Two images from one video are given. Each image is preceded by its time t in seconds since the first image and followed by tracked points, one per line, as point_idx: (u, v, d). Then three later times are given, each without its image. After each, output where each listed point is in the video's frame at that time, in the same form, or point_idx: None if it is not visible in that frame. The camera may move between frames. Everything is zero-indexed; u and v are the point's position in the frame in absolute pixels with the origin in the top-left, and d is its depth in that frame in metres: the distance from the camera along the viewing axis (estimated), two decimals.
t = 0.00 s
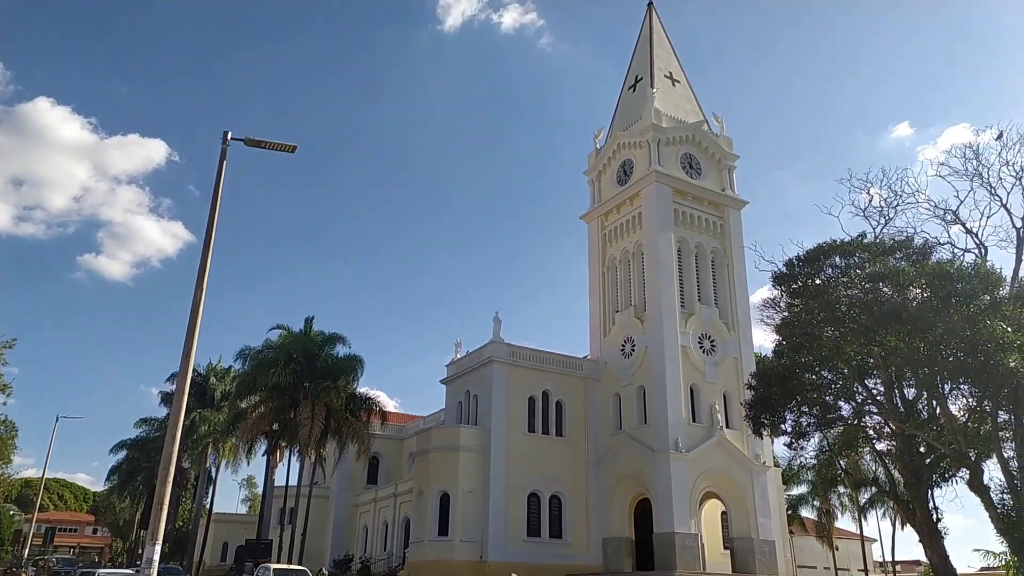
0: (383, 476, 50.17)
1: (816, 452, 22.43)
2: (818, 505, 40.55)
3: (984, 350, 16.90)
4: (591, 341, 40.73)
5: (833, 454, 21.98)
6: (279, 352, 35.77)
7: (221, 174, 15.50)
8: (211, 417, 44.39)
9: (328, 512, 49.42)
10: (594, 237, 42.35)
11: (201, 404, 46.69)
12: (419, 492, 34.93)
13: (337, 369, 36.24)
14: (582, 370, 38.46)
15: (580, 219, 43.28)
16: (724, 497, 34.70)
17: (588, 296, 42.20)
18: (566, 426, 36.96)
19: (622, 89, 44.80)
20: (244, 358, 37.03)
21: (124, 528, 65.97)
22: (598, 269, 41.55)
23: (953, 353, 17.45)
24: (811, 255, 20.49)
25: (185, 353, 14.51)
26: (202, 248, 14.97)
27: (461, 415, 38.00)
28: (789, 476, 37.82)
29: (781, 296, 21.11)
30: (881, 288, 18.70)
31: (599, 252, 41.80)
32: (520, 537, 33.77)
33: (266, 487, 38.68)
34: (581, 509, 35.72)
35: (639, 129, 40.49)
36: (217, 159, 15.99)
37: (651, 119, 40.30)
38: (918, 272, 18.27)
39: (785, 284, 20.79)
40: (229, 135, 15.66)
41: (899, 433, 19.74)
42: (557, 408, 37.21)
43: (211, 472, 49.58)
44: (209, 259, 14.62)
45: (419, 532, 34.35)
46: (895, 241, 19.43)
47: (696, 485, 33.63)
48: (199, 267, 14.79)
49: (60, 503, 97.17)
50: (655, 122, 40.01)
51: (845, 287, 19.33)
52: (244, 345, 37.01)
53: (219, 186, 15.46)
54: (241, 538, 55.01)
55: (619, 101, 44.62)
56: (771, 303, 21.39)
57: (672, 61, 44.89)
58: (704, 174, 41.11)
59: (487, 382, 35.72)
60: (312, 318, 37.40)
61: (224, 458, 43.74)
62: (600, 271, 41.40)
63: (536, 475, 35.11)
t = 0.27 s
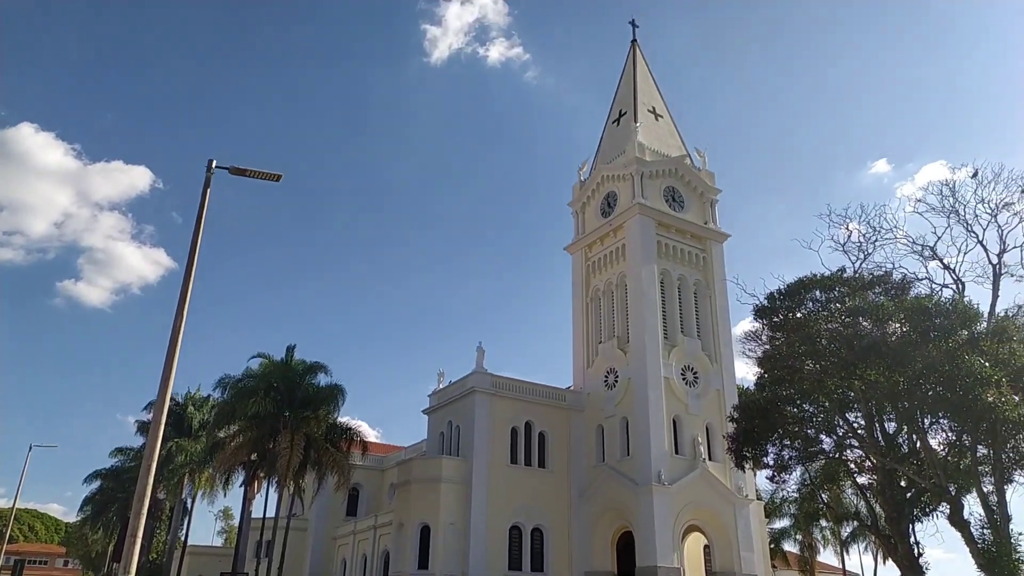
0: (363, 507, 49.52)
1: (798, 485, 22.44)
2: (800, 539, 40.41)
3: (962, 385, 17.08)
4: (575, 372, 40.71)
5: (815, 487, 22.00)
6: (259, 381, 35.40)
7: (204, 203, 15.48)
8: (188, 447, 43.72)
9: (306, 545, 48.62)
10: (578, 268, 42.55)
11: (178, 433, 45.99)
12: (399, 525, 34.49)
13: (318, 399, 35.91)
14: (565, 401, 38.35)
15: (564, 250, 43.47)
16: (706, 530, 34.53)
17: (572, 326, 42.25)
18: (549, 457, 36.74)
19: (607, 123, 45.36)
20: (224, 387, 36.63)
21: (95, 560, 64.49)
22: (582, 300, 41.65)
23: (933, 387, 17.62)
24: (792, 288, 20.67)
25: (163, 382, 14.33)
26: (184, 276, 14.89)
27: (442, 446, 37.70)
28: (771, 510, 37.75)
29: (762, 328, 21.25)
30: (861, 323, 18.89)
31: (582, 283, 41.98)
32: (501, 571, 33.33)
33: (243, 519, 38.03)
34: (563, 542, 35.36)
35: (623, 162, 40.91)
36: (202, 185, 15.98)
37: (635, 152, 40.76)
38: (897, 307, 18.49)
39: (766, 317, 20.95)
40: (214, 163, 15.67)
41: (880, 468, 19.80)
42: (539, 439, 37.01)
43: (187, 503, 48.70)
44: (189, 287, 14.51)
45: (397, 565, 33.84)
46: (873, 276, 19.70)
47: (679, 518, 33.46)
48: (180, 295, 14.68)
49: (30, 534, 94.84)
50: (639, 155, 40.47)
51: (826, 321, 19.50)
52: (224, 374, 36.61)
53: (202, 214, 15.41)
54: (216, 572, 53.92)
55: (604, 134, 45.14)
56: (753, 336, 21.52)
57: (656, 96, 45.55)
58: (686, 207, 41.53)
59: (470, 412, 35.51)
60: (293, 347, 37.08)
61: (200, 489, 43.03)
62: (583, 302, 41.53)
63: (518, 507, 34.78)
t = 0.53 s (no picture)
0: (342, 519, 49.17)
1: (777, 498, 22.58)
2: (780, 552, 40.57)
3: (939, 400, 17.32)
4: (557, 384, 40.77)
5: (794, 500, 22.17)
6: (238, 391, 35.15)
7: (184, 214, 15.48)
8: (164, 457, 43.25)
9: (283, 557, 48.17)
10: (561, 280, 42.72)
11: (155, 444, 45.50)
12: (378, 537, 34.28)
13: (298, 410, 35.72)
14: (547, 413, 38.40)
15: (548, 262, 43.63)
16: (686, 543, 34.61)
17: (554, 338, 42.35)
18: (530, 469, 36.71)
19: (590, 137, 45.69)
20: (202, 397, 36.34)
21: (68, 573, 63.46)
22: (564, 313, 41.79)
23: (910, 401, 17.87)
24: (772, 302, 20.92)
25: (139, 392, 14.26)
26: (163, 286, 14.86)
27: (423, 458, 37.58)
28: (751, 522, 37.92)
29: (743, 342, 21.47)
30: (840, 337, 19.15)
31: (565, 295, 42.13)
32: None
33: (219, 530, 37.66)
34: (543, 555, 35.27)
35: (606, 176, 41.20)
36: (182, 195, 15.98)
37: (618, 166, 41.07)
38: (875, 322, 18.77)
39: (746, 331, 21.17)
40: (195, 174, 15.70)
41: (858, 481, 20.00)
42: (521, 451, 36.99)
43: (162, 514, 48.16)
44: (168, 296, 14.46)
45: None
46: (851, 291, 20.01)
47: (659, 531, 33.53)
48: (159, 305, 14.64)
49: (3, 544, 93.16)
50: (622, 169, 40.77)
51: (805, 335, 19.74)
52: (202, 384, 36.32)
53: (182, 224, 15.41)
54: None
55: (587, 147, 45.47)
56: (734, 349, 21.72)
57: (639, 111, 45.95)
58: (669, 221, 41.86)
59: (451, 424, 35.45)
60: (274, 357, 36.85)
61: (177, 500, 42.57)
62: (566, 314, 41.68)
63: (498, 519, 34.70)
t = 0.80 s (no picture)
0: (307, 493, 49.15)
1: (737, 475, 23.10)
2: (738, 527, 41.56)
3: (896, 382, 17.86)
4: (524, 362, 41.02)
5: (754, 478, 22.72)
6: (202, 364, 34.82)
7: (146, 184, 15.24)
8: (126, 429, 42.78)
9: (247, 531, 48.09)
10: (531, 258, 42.84)
11: (116, 416, 44.94)
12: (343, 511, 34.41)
13: (264, 383, 35.50)
14: (515, 390, 38.66)
15: (518, 240, 43.69)
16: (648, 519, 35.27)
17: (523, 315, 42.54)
18: (497, 445, 37.02)
19: (563, 115, 45.63)
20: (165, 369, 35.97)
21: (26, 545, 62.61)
22: (533, 291, 41.96)
23: (868, 383, 18.38)
24: (738, 284, 21.25)
25: (99, 364, 14.11)
26: (124, 256, 14.68)
27: (390, 433, 37.68)
28: (711, 499, 38.74)
29: (708, 322, 21.82)
30: (803, 320, 19.55)
31: (534, 273, 42.27)
32: (445, 558, 33.52)
33: (181, 503, 37.49)
34: (507, 530, 35.71)
35: (578, 155, 41.25)
36: (145, 163, 15.70)
37: (590, 145, 41.13)
38: (836, 305, 19.23)
39: (712, 312, 21.50)
40: (158, 143, 15.47)
41: (815, 460, 20.55)
42: (487, 428, 37.25)
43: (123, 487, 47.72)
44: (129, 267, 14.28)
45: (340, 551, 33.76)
46: (815, 274, 20.40)
47: (623, 507, 34.12)
48: (120, 276, 14.46)
49: None
50: (593, 148, 40.87)
51: (769, 317, 20.12)
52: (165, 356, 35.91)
53: (145, 194, 15.18)
54: (153, 557, 52.97)
55: (560, 125, 45.43)
56: (699, 330, 22.05)
57: (612, 90, 45.95)
58: (639, 201, 42.12)
59: (418, 399, 35.55)
60: (239, 330, 36.48)
61: (138, 473, 42.20)
62: (535, 292, 41.86)
63: (464, 494, 35.01)
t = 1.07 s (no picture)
0: (262, 457, 48.96)
1: (690, 446, 23.65)
2: (689, 496, 42.64)
3: (846, 357, 18.42)
4: (485, 330, 41.19)
5: (705, 448, 23.29)
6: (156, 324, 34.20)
7: (99, 137, 14.77)
8: (76, 389, 42.00)
9: (200, 493, 47.81)
10: (494, 228, 42.81)
11: (66, 375, 44.04)
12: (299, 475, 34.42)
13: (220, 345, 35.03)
14: (475, 358, 38.85)
15: (482, 209, 43.61)
16: (602, 487, 35.95)
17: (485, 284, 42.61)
18: (455, 412, 37.27)
19: (531, 84, 45.39)
20: (118, 328, 35.30)
21: None
22: (496, 260, 42.02)
23: (819, 358, 18.89)
24: (697, 259, 21.58)
25: (48, 321, 13.80)
26: (75, 212, 14.29)
27: (348, 398, 37.66)
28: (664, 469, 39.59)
29: (668, 296, 22.15)
30: (759, 295, 19.96)
31: (498, 242, 42.28)
32: (400, 522, 33.83)
33: (133, 464, 37.11)
34: (463, 496, 36.12)
35: (545, 125, 41.15)
36: (98, 115, 15.19)
37: (557, 115, 41.04)
38: (792, 282, 19.65)
39: (672, 285, 21.83)
40: (111, 93, 14.91)
41: (765, 431, 21.14)
42: (446, 395, 37.45)
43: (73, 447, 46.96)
44: (81, 222, 13.91)
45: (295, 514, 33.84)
46: (772, 251, 20.80)
47: (577, 475, 34.71)
48: (71, 231, 14.09)
49: None
50: (561, 119, 40.80)
51: (727, 292, 20.49)
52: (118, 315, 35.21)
53: (97, 148, 14.74)
54: (103, 518, 52.38)
55: (528, 94, 45.20)
56: (658, 303, 22.38)
57: (581, 60, 45.78)
58: (604, 173, 42.26)
59: (378, 365, 35.55)
60: (195, 291, 35.86)
61: (89, 433, 41.56)
62: (497, 262, 41.91)
63: (421, 460, 35.27)
